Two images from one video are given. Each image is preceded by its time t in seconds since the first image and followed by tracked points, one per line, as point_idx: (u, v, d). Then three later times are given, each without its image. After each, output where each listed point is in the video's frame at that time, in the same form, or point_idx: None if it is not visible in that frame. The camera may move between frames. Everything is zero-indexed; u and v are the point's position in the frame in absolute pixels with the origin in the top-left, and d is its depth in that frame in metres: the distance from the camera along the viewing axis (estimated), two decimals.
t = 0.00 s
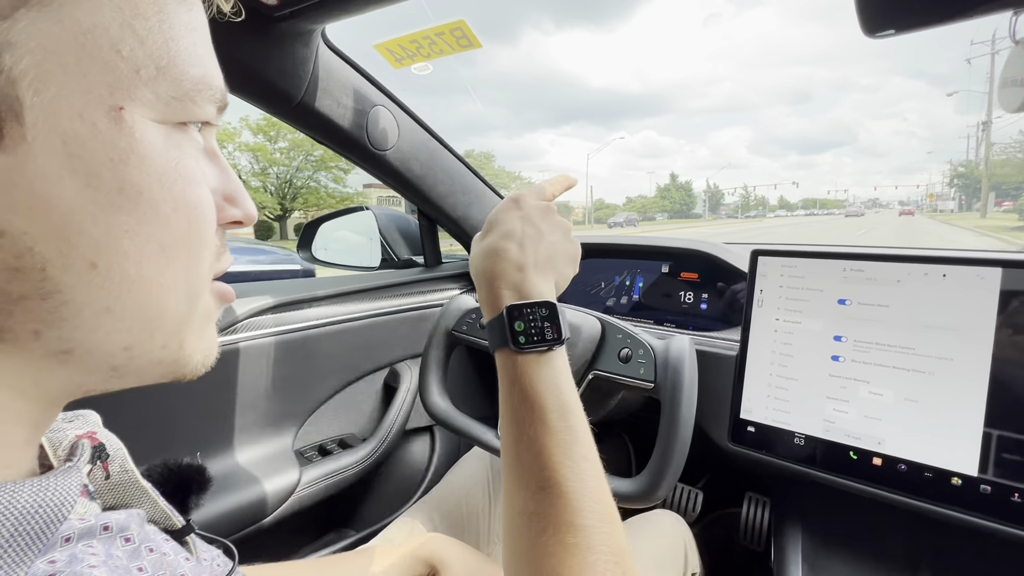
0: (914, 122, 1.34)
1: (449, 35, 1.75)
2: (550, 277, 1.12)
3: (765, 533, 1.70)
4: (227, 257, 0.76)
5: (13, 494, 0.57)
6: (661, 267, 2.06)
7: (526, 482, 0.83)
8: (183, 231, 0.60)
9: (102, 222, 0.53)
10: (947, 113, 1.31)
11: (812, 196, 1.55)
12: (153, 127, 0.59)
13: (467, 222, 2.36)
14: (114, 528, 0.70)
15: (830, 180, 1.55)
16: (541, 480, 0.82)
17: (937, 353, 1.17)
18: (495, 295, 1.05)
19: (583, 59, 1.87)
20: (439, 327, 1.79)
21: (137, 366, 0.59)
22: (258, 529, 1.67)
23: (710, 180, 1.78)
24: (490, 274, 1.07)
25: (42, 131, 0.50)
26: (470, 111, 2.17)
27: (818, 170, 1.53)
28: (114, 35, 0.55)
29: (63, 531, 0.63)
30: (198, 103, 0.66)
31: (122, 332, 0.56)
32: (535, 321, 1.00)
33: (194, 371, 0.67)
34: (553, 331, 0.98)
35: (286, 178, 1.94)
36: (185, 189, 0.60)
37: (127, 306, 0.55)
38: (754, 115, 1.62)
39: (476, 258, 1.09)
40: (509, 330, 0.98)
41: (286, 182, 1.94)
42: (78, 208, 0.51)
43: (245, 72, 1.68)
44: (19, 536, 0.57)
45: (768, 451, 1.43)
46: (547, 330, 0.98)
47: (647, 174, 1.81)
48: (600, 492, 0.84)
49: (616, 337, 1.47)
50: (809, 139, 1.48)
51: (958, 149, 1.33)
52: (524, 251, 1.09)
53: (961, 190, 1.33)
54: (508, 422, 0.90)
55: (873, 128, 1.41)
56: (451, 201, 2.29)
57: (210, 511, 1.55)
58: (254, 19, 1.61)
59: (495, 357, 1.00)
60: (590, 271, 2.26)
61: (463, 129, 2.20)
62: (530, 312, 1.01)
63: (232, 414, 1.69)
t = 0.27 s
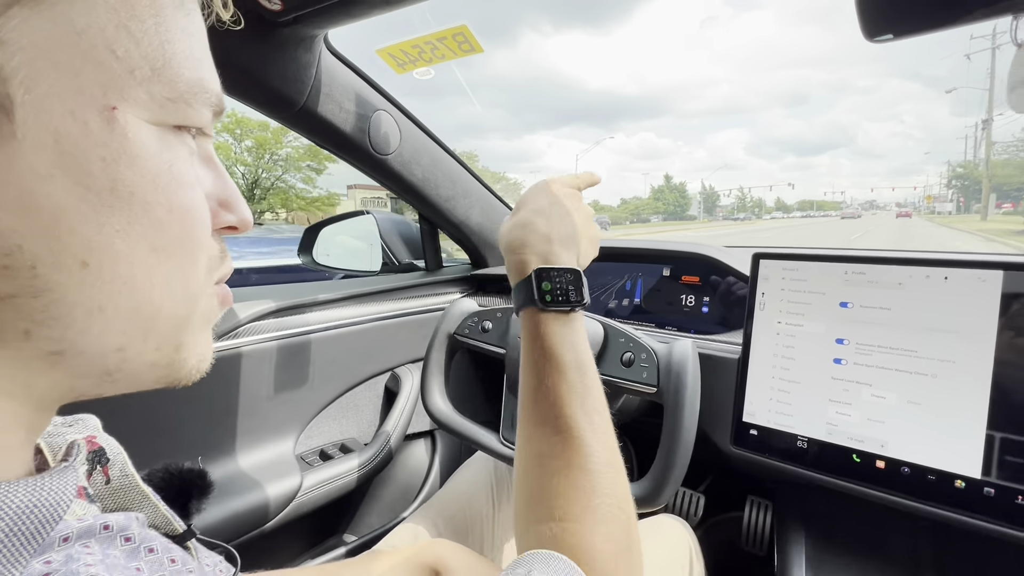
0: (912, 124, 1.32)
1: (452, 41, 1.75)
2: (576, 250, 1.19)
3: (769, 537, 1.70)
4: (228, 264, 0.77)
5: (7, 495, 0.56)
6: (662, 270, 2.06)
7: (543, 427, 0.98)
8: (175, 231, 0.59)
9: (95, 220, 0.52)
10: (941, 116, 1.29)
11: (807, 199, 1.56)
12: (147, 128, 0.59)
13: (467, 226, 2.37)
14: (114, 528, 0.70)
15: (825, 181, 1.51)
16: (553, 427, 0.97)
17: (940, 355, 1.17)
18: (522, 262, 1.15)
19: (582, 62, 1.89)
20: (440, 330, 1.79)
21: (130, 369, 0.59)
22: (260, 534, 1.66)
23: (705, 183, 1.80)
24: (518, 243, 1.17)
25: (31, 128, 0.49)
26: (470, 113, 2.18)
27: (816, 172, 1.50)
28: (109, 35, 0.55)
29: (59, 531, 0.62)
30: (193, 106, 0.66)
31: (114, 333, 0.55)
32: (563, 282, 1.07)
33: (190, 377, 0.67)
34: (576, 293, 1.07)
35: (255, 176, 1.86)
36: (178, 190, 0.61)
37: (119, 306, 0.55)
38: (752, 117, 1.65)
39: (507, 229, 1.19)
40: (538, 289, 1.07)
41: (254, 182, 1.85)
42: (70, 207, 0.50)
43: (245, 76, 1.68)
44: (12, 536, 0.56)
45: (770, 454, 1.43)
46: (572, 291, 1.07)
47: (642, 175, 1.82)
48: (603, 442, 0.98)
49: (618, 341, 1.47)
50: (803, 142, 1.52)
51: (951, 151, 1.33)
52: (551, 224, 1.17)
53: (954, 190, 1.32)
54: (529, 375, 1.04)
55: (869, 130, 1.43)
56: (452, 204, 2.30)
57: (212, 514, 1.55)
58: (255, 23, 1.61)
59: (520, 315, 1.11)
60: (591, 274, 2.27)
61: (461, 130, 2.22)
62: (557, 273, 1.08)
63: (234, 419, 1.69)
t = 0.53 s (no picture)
0: (909, 124, 1.31)
1: (452, 37, 1.73)
2: (512, 356, 1.13)
3: (771, 539, 1.68)
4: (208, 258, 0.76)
5: None
6: (664, 270, 2.04)
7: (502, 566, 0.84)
8: (169, 231, 0.59)
9: (87, 216, 0.52)
10: (940, 117, 1.28)
11: (805, 199, 1.57)
12: (140, 124, 0.58)
13: (467, 225, 2.35)
14: (106, 541, 0.67)
15: (824, 182, 1.52)
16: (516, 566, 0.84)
17: (948, 355, 1.15)
18: (460, 377, 1.03)
19: (583, 63, 1.82)
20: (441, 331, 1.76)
21: (112, 373, 0.58)
22: (257, 538, 1.64)
23: (700, 181, 1.81)
24: (451, 359, 1.05)
25: (29, 125, 0.49)
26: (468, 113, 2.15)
27: (814, 172, 1.52)
28: (104, 34, 0.55)
29: (52, 544, 0.60)
30: (187, 104, 0.65)
31: (100, 332, 0.54)
32: (504, 399, 0.98)
33: (170, 389, 0.67)
34: (522, 410, 0.98)
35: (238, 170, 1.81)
36: (172, 187, 0.59)
37: (108, 304, 0.54)
38: (752, 117, 1.58)
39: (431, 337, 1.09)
40: (478, 412, 0.96)
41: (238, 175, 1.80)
42: (65, 203, 0.50)
43: (243, 74, 1.67)
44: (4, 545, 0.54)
45: (775, 456, 1.41)
46: (518, 411, 0.97)
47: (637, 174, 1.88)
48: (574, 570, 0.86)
49: (621, 341, 1.45)
50: (802, 142, 1.50)
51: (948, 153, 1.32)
52: (482, 329, 1.11)
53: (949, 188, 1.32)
54: (478, 503, 0.90)
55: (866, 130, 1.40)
56: (452, 204, 2.28)
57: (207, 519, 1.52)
58: (251, 20, 1.59)
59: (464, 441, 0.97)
60: (592, 273, 2.26)
61: (461, 129, 2.20)
62: (497, 390, 1.00)
63: (232, 420, 1.67)
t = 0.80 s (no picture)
0: (910, 123, 1.32)
1: (455, 42, 1.75)
2: (549, 372, 1.17)
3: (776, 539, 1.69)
4: (219, 258, 0.76)
5: (30, 500, 0.56)
6: (666, 271, 2.04)
7: None
8: (183, 232, 0.60)
9: (106, 220, 0.52)
10: (940, 115, 1.29)
11: (805, 198, 1.58)
12: (155, 128, 0.59)
13: (471, 227, 2.37)
14: (126, 543, 0.68)
15: (824, 181, 1.53)
16: None
17: (949, 355, 1.16)
18: (494, 389, 1.11)
19: (582, 62, 1.89)
20: (445, 332, 1.78)
21: (133, 369, 0.59)
22: (265, 537, 1.65)
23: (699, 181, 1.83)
24: (490, 371, 1.13)
25: (49, 130, 0.49)
26: (468, 112, 2.17)
27: (814, 171, 1.53)
28: (118, 39, 0.55)
29: (77, 544, 0.62)
30: (197, 107, 0.66)
31: (121, 333, 0.56)
32: (535, 416, 1.02)
33: (188, 386, 0.68)
34: (552, 427, 1.01)
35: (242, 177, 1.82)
36: (186, 188, 0.61)
37: (128, 305, 0.55)
38: (752, 116, 1.62)
39: (474, 348, 1.18)
40: (509, 426, 1.01)
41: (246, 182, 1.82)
42: (85, 208, 0.50)
43: (248, 78, 1.68)
44: (36, 542, 0.55)
45: (778, 455, 1.42)
46: (547, 428, 1.01)
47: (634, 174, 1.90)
48: None
49: (625, 342, 1.46)
50: (803, 142, 1.51)
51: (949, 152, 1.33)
52: (521, 346, 1.16)
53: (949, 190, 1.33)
54: (504, 514, 0.93)
55: (867, 130, 1.40)
56: (455, 206, 2.29)
57: (219, 518, 1.55)
58: (257, 23, 1.60)
59: (494, 451, 1.03)
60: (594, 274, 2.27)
61: (461, 130, 2.21)
62: (530, 407, 1.04)
63: (240, 420, 1.69)
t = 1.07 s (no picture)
0: (909, 121, 1.33)
1: (453, 43, 1.76)
2: (561, 365, 1.16)
3: (772, 541, 1.69)
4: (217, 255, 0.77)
5: (15, 509, 0.56)
6: (663, 273, 2.05)
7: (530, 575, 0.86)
8: (174, 227, 0.60)
9: (91, 218, 0.52)
10: (941, 114, 1.29)
11: (803, 196, 1.60)
12: (140, 124, 0.58)
13: (468, 229, 2.37)
14: (113, 550, 0.68)
15: (825, 180, 1.56)
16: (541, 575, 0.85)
17: (944, 357, 1.16)
18: (507, 381, 1.10)
19: (582, 62, 1.89)
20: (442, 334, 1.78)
21: (133, 362, 0.59)
22: (263, 538, 1.65)
23: (694, 179, 1.81)
24: (502, 362, 1.13)
25: (29, 126, 0.50)
26: (468, 112, 2.17)
27: (814, 170, 1.55)
28: (98, 31, 0.55)
29: (62, 552, 0.62)
30: (183, 99, 0.65)
31: (116, 330, 0.55)
32: (548, 410, 1.01)
33: (195, 372, 0.68)
34: (564, 422, 1.00)
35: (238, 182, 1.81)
36: (172, 183, 0.60)
37: (120, 302, 0.55)
38: (751, 116, 1.62)
39: (489, 338, 1.18)
40: (521, 419, 1.00)
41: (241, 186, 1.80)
42: (67, 204, 0.50)
43: (245, 80, 1.69)
44: (19, 552, 0.55)
45: (774, 458, 1.42)
46: (559, 422, 1.00)
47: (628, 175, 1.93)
48: None
49: (620, 343, 1.46)
50: (802, 139, 1.50)
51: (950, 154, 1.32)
52: (535, 339, 1.15)
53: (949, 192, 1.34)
54: (514, 508, 0.94)
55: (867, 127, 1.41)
56: (453, 207, 2.29)
57: (212, 521, 1.53)
58: (253, 26, 1.61)
59: (506, 444, 1.04)
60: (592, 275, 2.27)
61: (459, 131, 2.21)
62: (543, 401, 1.03)
63: (237, 422, 1.68)
